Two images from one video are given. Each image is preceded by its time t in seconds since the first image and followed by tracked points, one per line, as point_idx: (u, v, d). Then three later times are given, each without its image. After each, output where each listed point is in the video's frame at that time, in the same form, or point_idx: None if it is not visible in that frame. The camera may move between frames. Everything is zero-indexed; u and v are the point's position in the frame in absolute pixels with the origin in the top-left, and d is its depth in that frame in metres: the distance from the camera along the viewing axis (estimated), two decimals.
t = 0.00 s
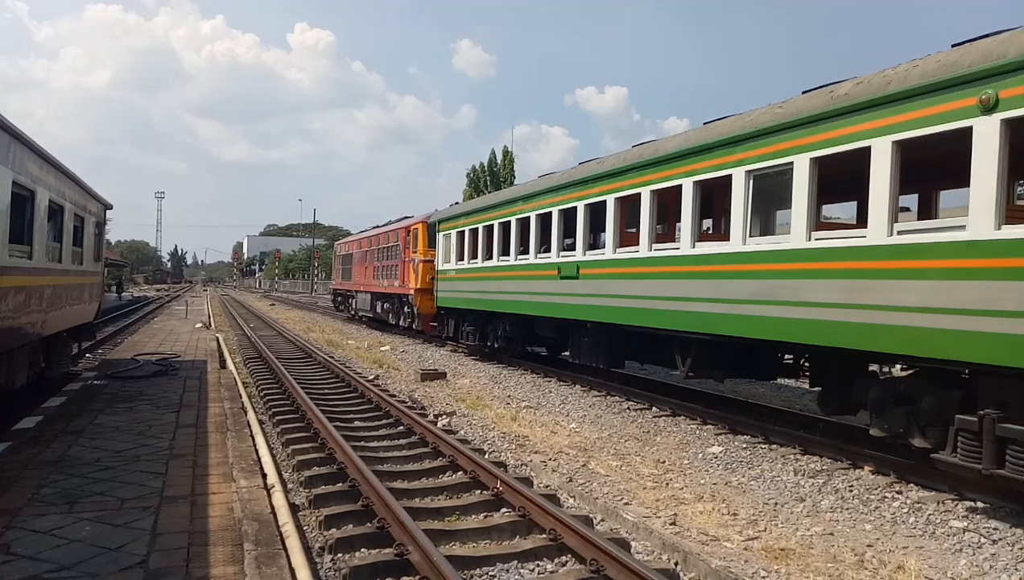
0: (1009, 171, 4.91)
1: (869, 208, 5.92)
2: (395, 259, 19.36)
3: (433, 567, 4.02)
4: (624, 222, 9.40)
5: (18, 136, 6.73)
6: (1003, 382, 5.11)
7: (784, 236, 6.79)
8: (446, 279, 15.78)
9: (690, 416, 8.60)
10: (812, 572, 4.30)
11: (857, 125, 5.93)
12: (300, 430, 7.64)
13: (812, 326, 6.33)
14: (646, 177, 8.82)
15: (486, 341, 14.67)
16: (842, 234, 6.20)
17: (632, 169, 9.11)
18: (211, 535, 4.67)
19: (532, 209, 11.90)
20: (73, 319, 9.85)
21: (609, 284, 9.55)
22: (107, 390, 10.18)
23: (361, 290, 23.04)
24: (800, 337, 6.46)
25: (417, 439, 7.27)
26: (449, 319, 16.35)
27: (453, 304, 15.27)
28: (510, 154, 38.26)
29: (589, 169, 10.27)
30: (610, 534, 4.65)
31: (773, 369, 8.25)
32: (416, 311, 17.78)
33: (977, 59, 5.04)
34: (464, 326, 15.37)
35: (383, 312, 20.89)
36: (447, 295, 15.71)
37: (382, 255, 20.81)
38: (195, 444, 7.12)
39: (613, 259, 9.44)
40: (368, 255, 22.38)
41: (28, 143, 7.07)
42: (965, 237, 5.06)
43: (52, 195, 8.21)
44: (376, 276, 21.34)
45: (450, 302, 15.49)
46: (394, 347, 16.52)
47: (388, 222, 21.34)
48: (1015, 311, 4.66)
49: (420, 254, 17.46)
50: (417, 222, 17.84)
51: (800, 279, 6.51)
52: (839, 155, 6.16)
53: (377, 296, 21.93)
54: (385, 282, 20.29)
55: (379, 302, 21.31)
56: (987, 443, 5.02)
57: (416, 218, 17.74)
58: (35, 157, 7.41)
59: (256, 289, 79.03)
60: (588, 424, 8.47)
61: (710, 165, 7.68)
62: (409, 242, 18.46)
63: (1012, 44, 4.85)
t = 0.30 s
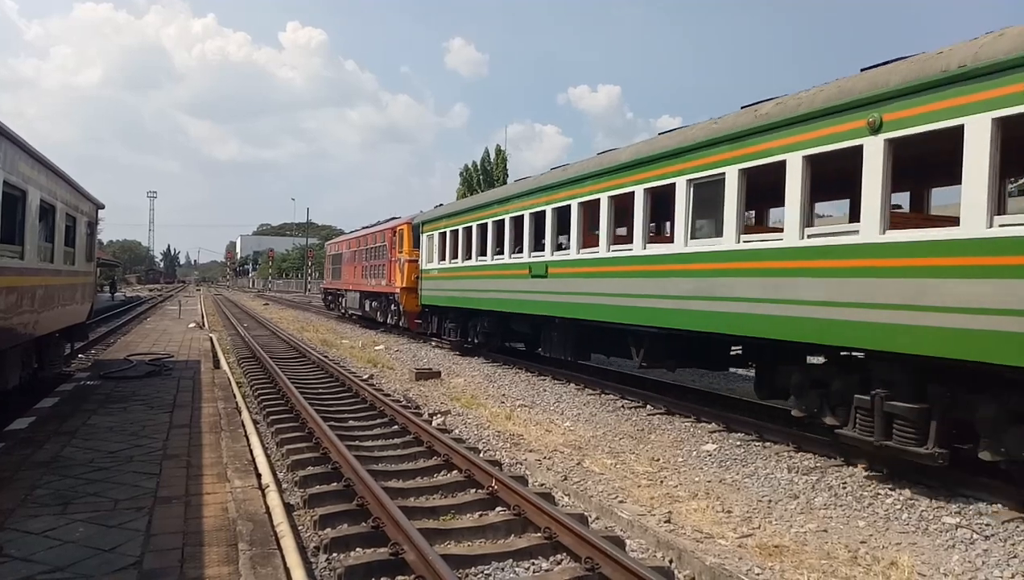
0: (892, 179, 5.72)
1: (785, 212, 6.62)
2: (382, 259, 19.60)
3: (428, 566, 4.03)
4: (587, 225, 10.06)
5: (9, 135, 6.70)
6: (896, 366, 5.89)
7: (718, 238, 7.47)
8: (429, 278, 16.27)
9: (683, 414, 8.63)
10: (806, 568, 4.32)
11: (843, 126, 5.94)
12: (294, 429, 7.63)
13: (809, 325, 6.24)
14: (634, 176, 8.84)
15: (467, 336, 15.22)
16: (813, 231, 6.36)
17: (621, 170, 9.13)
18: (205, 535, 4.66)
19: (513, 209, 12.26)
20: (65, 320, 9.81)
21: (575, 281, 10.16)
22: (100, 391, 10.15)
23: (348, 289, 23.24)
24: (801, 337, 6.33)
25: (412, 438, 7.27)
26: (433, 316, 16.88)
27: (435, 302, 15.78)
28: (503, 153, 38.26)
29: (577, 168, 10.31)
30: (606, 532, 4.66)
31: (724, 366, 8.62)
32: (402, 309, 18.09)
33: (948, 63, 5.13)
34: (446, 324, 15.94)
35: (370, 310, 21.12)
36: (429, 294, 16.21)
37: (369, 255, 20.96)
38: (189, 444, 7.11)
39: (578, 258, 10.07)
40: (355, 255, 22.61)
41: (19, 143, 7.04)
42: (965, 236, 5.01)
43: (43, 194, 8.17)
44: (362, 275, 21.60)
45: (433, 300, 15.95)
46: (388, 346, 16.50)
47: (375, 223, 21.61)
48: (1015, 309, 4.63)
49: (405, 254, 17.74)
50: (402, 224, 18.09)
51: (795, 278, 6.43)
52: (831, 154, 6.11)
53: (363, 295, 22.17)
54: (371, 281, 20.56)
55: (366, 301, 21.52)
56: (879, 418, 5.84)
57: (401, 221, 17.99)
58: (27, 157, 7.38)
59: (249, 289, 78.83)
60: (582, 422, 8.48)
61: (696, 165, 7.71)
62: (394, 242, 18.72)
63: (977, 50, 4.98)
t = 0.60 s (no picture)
0: (881, 177, 5.81)
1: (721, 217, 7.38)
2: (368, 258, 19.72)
3: (421, 564, 4.02)
4: (553, 225, 10.94)
5: None
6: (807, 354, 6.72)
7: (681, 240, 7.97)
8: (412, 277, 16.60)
9: (676, 412, 8.65)
10: (798, 565, 4.33)
11: (796, 133, 6.41)
12: (286, 428, 7.61)
13: (768, 320, 6.71)
14: (598, 181, 9.59)
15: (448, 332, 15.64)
16: (756, 232, 6.98)
17: (599, 173, 9.57)
18: (197, 534, 4.64)
19: (489, 210, 12.95)
20: (55, 318, 9.75)
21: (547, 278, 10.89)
22: (90, 389, 10.08)
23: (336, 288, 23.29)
24: (749, 330, 6.94)
25: (405, 437, 7.25)
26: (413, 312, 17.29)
27: (418, 298, 16.14)
28: (495, 151, 38.23)
29: (564, 170, 10.53)
30: (599, 530, 4.66)
31: (676, 361, 9.43)
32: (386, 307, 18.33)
33: (854, 88, 5.91)
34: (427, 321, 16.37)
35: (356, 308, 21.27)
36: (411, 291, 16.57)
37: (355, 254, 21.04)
38: (180, 442, 7.08)
39: (544, 258, 10.95)
40: (342, 254, 22.71)
41: (8, 141, 7.01)
42: (912, 237, 5.40)
43: (32, 192, 8.11)
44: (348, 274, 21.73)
45: (416, 297, 16.29)
46: (381, 345, 16.44)
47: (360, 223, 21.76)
48: (949, 304, 5.08)
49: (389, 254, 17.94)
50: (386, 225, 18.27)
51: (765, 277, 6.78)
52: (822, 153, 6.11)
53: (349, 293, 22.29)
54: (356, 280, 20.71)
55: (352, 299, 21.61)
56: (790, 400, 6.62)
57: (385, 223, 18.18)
58: (16, 154, 7.33)
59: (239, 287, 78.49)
60: (575, 420, 8.49)
61: (649, 172, 8.49)
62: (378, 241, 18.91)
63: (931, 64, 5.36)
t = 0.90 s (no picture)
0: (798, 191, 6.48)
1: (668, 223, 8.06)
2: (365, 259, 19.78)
3: (424, 565, 4.02)
4: (533, 229, 11.40)
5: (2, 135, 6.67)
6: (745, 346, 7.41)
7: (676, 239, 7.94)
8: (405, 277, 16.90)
9: (680, 412, 8.63)
10: (802, 565, 4.32)
11: (785, 136, 6.45)
12: (290, 428, 7.61)
13: (712, 315, 7.36)
14: (572, 188, 10.04)
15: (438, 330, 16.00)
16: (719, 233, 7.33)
17: (591, 175, 9.58)
18: (200, 535, 4.65)
19: (472, 216, 13.45)
20: (59, 320, 9.76)
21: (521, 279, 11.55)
22: (94, 390, 10.10)
23: (336, 288, 23.33)
24: (691, 324, 7.66)
25: (408, 437, 7.25)
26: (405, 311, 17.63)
27: (410, 298, 16.54)
28: (497, 152, 38.22)
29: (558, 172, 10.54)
30: (602, 530, 4.66)
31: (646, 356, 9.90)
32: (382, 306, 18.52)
33: (796, 104, 6.42)
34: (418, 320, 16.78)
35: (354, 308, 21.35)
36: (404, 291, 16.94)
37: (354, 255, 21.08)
38: (184, 443, 7.09)
39: (535, 259, 11.03)
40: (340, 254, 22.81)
41: (12, 143, 7.03)
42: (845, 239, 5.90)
43: (36, 194, 8.13)
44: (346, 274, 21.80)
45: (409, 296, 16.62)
46: (384, 345, 16.44)
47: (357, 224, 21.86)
48: (847, 301, 5.81)
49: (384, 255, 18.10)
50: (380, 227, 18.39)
51: (705, 276, 7.49)
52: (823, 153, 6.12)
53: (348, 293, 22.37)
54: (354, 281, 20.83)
55: (351, 299, 21.68)
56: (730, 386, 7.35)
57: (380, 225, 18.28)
58: (20, 156, 7.35)
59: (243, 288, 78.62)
60: (578, 420, 8.49)
61: (620, 181, 8.90)
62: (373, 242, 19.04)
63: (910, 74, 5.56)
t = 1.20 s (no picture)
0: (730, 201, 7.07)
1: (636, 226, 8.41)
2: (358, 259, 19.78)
3: (422, 564, 4.02)
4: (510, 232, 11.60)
5: None
6: (695, 340, 8.00)
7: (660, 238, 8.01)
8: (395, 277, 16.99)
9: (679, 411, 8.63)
10: (801, 565, 4.32)
11: (766, 140, 6.51)
12: (288, 428, 7.60)
13: (681, 313, 7.61)
14: (557, 191, 10.04)
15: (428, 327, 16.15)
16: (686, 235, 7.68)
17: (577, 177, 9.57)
18: (199, 534, 4.64)
19: (452, 220, 13.76)
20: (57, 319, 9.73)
21: (495, 279, 11.94)
22: (91, 389, 10.08)
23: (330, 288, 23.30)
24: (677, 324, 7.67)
25: (406, 436, 7.25)
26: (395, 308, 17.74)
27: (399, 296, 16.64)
28: (494, 151, 38.17)
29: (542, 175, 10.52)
30: (601, 529, 4.66)
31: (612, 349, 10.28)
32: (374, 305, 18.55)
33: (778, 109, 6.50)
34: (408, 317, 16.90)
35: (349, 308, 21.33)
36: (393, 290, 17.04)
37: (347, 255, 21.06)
38: (182, 443, 7.08)
39: (519, 259, 11.05)
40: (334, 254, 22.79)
41: (10, 141, 7.02)
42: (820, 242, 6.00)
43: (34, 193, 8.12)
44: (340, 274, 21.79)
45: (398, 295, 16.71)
46: (382, 345, 16.41)
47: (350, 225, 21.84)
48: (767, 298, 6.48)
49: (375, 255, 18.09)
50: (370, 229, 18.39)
51: (695, 276, 7.46)
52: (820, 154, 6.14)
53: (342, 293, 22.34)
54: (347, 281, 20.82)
55: (346, 298, 21.63)
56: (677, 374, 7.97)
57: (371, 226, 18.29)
58: (17, 154, 7.34)
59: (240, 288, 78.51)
60: (577, 420, 8.49)
61: (606, 183, 8.89)
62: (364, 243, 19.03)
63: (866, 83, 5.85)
